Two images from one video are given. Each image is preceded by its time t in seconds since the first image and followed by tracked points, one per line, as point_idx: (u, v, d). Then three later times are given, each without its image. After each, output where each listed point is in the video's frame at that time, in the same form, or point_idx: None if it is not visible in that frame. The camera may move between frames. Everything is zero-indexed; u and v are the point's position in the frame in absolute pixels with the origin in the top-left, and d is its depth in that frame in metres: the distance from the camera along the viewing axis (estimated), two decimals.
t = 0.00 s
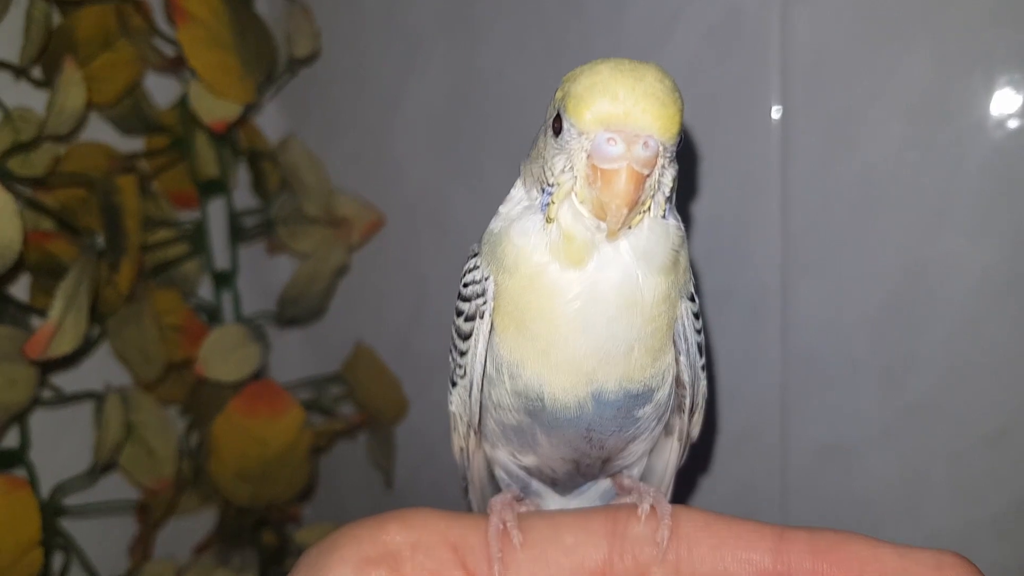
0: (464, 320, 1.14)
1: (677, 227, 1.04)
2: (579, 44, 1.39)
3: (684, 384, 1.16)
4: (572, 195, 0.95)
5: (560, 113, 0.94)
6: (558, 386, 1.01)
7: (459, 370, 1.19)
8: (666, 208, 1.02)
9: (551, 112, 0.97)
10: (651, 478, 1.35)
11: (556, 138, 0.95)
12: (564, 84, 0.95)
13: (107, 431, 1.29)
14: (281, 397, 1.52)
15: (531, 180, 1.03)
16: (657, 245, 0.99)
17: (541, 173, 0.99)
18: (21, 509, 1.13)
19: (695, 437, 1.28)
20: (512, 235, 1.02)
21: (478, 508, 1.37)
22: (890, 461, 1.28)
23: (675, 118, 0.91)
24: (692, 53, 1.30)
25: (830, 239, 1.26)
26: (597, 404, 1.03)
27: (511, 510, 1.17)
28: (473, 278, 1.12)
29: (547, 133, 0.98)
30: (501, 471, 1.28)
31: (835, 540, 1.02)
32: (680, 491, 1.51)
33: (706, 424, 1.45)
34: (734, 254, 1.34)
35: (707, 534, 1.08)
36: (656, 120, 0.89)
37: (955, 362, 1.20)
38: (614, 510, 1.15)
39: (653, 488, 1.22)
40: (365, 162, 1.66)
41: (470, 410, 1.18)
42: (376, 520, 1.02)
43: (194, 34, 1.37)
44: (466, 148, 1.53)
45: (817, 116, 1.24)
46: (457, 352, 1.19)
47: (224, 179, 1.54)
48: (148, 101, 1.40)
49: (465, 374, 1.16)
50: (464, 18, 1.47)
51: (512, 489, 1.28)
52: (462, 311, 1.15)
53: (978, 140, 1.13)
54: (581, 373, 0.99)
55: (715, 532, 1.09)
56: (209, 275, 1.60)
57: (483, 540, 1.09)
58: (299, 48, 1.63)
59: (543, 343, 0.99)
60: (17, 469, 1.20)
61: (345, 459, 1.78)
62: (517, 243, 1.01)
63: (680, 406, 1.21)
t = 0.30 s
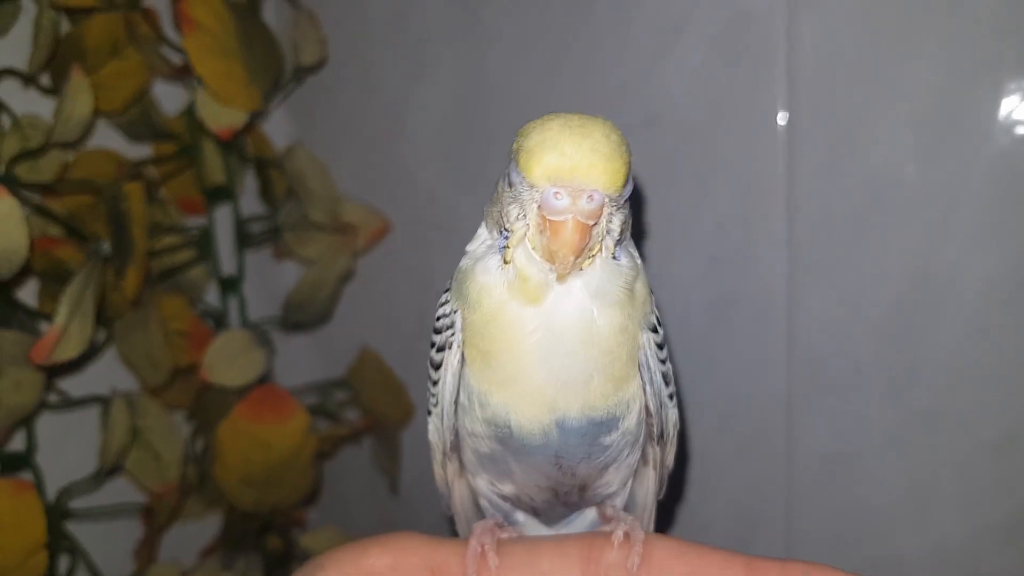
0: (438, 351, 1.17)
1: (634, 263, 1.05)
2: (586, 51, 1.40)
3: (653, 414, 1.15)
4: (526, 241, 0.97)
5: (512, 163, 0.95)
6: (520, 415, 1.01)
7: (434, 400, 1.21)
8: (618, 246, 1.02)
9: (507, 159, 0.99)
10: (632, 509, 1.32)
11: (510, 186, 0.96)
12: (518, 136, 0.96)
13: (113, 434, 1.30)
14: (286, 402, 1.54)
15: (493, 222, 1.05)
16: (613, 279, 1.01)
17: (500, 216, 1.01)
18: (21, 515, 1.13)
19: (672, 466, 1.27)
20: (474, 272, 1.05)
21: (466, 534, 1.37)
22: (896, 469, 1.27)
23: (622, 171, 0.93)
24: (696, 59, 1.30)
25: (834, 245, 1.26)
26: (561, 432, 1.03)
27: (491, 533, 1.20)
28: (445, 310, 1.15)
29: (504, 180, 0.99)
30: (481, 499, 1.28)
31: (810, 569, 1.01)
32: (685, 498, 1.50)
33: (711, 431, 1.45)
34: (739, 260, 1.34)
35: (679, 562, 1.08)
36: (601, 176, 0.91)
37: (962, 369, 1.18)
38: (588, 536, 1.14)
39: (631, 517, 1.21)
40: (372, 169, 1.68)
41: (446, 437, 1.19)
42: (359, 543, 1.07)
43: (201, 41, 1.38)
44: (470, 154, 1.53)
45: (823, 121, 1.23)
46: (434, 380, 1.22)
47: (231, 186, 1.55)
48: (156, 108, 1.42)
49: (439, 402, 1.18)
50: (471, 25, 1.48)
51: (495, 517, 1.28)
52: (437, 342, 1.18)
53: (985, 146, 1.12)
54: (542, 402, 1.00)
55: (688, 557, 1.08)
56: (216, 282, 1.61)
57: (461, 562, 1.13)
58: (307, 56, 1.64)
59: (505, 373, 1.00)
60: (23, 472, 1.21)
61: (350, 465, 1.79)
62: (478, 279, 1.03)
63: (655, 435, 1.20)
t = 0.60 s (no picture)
0: (430, 354, 1.18)
1: (636, 267, 1.02)
2: (584, 51, 1.40)
3: (663, 423, 1.13)
4: (510, 256, 0.94)
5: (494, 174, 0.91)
6: (518, 425, 1.01)
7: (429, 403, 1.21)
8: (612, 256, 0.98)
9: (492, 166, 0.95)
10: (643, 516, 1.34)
11: (494, 199, 0.93)
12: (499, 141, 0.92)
13: (107, 436, 1.29)
14: (282, 404, 1.53)
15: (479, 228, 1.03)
16: (613, 287, 0.98)
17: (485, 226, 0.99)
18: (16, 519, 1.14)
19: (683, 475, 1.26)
20: (463, 281, 1.04)
21: (469, 536, 1.37)
22: (895, 472, 1.26)
23: (610, 184, 0.88)
24: (695, 59, 1.29)
25: (833, 246, 1.25)
26: (562, 443, 1.03)
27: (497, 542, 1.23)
28: (437, 313, 1.16)
29: (488, 189, 0.96)
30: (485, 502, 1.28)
31: None
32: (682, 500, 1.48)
33: (709, 435, 1.43)
34: (737, 262, 1.32)
35: None
36: (579, 193, 0.87)
37: (962, 371, 1.17)
38: (598, 548, 1.16)
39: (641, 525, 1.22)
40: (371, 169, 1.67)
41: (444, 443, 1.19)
42: (356, 550, 1.11)
43: (196, 42, 1.38)
44: (468, 154, 1.52)
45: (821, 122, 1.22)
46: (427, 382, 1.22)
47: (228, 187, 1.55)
48: (154, 108, 1.41)
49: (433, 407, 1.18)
50: (469, 25, 1.48)
51: (500, 522, 1.29)
52: (429, 344, 1.18)
53: (985, 146, 1.12)
54: (541, 415, 0.99)
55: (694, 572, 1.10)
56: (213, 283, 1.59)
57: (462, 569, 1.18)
58: (303, 56, 1.63)
59: (500, 384, 1.00)
60: (17, 473, 1.21)
61: (346, 467, 1.77)
62: (469, 288, 1.02)
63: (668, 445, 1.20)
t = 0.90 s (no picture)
0: (438, 349, 1.19)
1: (644, 264, 0.99)
2: (582, 50, 1.40)
3: (671, 423, 1.14)
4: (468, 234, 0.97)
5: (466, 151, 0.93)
6: (524, 423, 1.01)
7: (436, 397, 1.21)
8: (568, 253, 0.92)
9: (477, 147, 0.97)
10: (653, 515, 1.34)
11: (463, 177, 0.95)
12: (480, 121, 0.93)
13: (102, 434, 1.31)
14: (276, 404, 1.57)
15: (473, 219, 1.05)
16: (618, 285, 0.96)
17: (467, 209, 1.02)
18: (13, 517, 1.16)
19: (693, 475, 1.27)
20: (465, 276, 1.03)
21: (476, 534, 1.37)
22: (892, 474, 1.25)
23: (542, 169, 0.83)
24: (691, 58, 1.29)
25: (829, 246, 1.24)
26: (568, 441, 1.02)
27: (501, 542, 1.20)
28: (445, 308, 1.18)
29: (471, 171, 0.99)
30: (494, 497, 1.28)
31: None
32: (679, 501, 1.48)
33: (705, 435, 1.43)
34: (734, 262, 1.32)
35: None
36: (505, 174, 0.84)
37: (958, 372, 1.17)
38: (606, 547, 1.12)
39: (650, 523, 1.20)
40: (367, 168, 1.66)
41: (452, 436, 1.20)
42: (363, 550, 1.13)
43: (189, 39, 1.39)
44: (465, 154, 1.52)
45: (818, 122, 1.22)
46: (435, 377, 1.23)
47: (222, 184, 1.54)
48: (150, 106, 1.41)
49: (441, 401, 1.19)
50: (466, 24, 1.48)
51: (508, 521, 1.28)
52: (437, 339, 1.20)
53: (982, 146, 1.11)
54: (546, 413, 0.99)
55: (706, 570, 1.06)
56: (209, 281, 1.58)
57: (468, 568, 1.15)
58: (298, 55, 1.63)
59: (505, 382, 0.99)
60: (11, 472, 1.21)
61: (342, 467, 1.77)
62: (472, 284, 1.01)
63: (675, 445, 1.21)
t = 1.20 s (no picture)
0: (440, 329, 1.19)
1: (642, 236, 0.98)
2: (582, 45, 1.39)
3: (671, 398, 1.15)
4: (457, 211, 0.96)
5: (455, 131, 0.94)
6: (525, 397, 1.01)
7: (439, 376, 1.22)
8: (552, 231, 0.90)
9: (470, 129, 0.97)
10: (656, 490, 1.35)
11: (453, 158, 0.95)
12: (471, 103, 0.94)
13: (103, 430, 1.31)
14: (275, 400, 1.59)
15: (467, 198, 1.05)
16: (618, 256, 0.95)
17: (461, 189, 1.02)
18: (11, 510, 1.16)
19: (695, 451, 1.27)
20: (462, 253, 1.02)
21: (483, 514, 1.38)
22: (893, 469, 1.25)
23: (518, 143, 0.82)
24: (691, 55, 1.29)
25: (830, 242, 1.24)
26: (570, 415, 1.02)
27: (508, 520, 1.19)
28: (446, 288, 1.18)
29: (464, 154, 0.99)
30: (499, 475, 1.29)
31: (828, 553, 1.00)
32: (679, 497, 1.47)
33: (706, 431, 1.42)
34: (734, 258, 1.32)
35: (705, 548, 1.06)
36: (483, 150, 0.83)
37: (959, 367, 1.17)
38: (611, 522, 1.14)
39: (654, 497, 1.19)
40: (367, 165, 1.66)
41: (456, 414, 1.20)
42: (371, 528, 1.10)
43: (190, 35, 1.39)
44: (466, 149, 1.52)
45: (819, 117, 1.21)
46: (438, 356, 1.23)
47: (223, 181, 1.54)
48: (151, 102, 1.41)
49: (444, 380, 1.20)
50: (466, 19, 1.47)
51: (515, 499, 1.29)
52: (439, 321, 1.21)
53: (984, 140, 1.11)
54: (548, 387, 0.99)
55: (713, 543, 1.07)
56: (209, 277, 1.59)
57: (476, 546, 1.14)
58: (298, 50, 1.64)
59: (505, 357, 0.99)
60: (13, 467, 1.22)
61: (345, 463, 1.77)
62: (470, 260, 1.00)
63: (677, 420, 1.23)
